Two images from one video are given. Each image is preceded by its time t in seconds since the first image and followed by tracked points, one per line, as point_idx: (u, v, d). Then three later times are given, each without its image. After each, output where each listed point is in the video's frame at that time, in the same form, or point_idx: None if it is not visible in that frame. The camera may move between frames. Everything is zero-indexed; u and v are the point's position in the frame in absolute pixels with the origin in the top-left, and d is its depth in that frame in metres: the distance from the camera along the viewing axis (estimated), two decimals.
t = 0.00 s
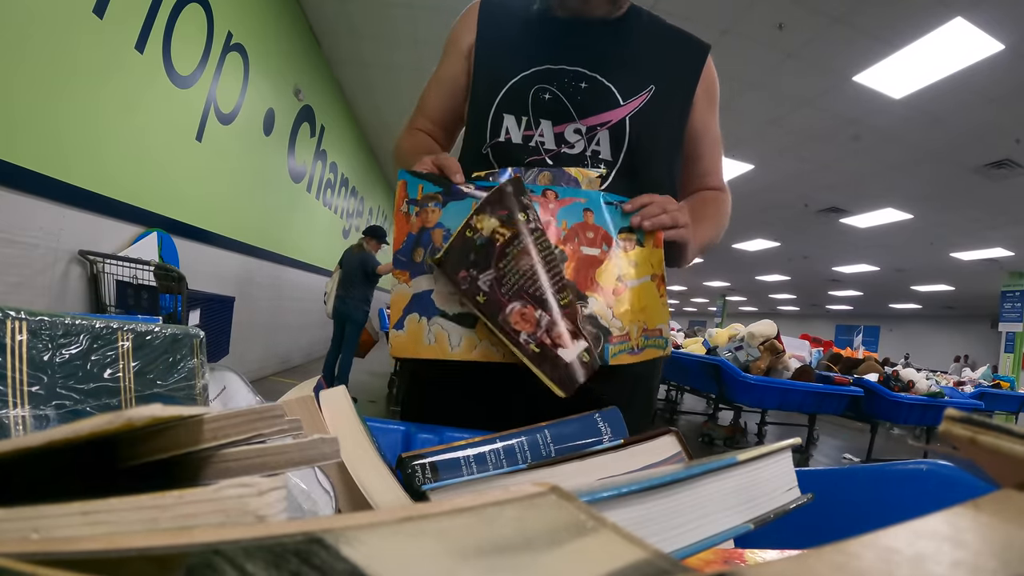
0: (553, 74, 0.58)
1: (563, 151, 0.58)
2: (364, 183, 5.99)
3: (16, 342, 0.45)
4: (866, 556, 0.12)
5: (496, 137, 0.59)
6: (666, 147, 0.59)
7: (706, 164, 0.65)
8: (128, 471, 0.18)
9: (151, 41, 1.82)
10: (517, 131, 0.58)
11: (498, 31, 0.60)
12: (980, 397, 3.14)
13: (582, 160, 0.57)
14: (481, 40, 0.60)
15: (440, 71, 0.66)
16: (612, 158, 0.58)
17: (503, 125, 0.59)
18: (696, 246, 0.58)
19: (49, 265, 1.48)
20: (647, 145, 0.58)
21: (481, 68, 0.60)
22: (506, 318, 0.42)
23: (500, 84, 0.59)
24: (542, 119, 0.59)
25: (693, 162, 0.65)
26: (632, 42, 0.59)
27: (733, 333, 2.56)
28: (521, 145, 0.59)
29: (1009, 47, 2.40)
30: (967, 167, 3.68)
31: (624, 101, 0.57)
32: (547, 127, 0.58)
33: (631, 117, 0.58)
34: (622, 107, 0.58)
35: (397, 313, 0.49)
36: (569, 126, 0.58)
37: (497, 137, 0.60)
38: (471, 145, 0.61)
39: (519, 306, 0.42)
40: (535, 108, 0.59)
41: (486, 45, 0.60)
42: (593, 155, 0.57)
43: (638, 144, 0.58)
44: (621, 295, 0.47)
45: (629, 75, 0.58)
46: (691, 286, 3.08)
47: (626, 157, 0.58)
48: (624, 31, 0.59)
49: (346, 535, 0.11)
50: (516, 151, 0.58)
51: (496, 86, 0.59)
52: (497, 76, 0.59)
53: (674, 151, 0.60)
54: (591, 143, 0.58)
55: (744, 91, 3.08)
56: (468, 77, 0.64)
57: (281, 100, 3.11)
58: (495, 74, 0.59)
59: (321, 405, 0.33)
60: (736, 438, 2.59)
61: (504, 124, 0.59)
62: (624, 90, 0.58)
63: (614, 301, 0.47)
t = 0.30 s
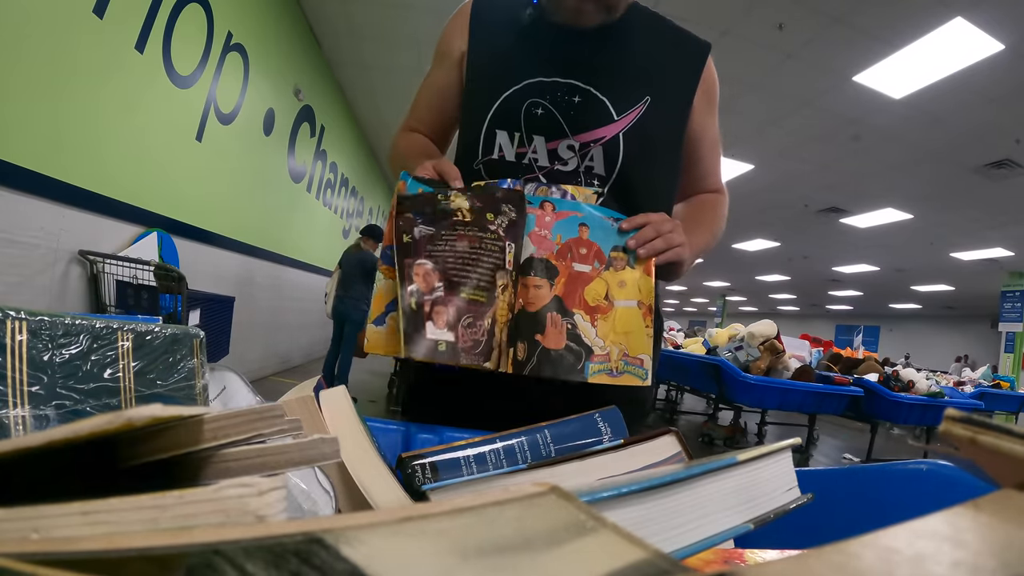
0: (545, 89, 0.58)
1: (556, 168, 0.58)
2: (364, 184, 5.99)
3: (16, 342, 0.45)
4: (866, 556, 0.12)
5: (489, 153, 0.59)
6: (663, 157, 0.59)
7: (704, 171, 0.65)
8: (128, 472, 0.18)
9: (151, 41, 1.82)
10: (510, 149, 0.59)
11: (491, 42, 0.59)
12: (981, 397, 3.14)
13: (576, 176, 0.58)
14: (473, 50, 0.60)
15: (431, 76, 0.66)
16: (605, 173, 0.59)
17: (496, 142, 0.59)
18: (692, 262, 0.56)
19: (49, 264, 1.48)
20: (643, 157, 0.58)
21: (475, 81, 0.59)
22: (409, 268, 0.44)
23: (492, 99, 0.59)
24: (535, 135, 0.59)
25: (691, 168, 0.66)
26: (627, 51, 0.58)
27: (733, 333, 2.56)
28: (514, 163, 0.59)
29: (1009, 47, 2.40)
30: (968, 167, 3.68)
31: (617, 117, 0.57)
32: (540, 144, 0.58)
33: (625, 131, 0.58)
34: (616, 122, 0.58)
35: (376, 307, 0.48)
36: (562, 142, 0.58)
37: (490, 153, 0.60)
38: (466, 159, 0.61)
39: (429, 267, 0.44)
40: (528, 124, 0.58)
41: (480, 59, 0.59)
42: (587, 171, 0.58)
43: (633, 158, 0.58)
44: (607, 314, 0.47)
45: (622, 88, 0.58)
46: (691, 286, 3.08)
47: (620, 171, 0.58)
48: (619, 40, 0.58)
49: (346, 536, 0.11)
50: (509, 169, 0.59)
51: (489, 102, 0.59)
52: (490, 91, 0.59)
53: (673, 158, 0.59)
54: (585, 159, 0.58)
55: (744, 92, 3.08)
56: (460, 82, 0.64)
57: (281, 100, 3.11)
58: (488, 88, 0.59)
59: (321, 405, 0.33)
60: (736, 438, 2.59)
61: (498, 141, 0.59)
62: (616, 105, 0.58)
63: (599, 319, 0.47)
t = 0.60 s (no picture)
0: (545, 98, 0.58)
1: (556, 178, 0.59)
2: (364, 184, 5.99)
3: (16, 342, 0.45)
4: (865, 556, 0.12)
5: (488, 162, 0.60)
6: (663, 162, 0.59)
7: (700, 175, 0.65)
8: (129, 471, 0.18)
9: (151, 41, 1.82)
10: (509, 159, 0.59)
11: (487, 46, 0.59)
12: (981, 397, 3.14)
13: (576, 185, 0.59)
14: (469, 55, 0.59)
15: (426, 75, 0.66)
16: (604, 182, 0.59)
17: (494, 151, 0.59)
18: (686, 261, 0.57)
19: (49, 265, 1.48)
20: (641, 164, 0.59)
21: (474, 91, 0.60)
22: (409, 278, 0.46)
23: (491, 109, 0.59)
24: (535, 145, 0.59)
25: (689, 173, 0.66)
26: (628, 58, 0.57)
27: (733, 333, 2.56)
28: (513, 173, 0.59)
29: (1009, 47, 2.40)
30: (968, 167, 3.68)
31: (618, 126, 0.58)
32: (539, 153, 0.59)
33: (625, 142, 0.58)
34: (616, 132, 0.58)
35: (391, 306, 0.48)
36: (561, 151, 0.59)
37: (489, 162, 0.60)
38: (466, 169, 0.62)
39: (422, 275, 0.45)
40: (527, 133, 0.59)
41: (477, 66, 0.59)
42: (586, 181, 0.59)
43: (632, 168, 0.59)
44: (607, 308, 0.46)
45: (622, 97, 0.58)
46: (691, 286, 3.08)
47: (620, 180, 0.59)
48: (620, 47, 0.57)
49: (346, 536, 0.11)
50: (508, 179, 0.59)
51: (487, 111, 0.60)
52: (488, 101, 0.59)
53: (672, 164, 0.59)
54: (584, 169, 0.58)
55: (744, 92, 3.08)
56: (455, 84, 0.64)
57: (281, 100, 3.11)
58: (487, 98, 0.59)
59: (321, 405, 0.33)
60: (736, 438, 2.59)
61: (496, 151, 0.60)
62: (616, 114, 0.58)
63: (599, 314, 0.47)
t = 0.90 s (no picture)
0: (547, 102, 0.58)
1: (558, 182, 0.59)
2: (364, 184, 6.00)
3: (16, 342, 0.45)
4: (865, 556, 0.12)
5: (488, 165, 0.60)
6: (662, 165, 0.59)
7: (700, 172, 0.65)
8: (128, 471, 0.18)
9: (151, 41, 1.82)
10: (510, 162, 0.59)
11: (489, 49, 0.58)
12: (981, 397, 3.14)
13: (578, 190, 0.59)
14: (471, 57, 0.59)
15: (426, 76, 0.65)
16: (607, 188, 0.59)
17: (496, 153, 0.59)
18: (685, 264, 0.56)
19: (49, 265, 1.47)
20: (642, 167, 0.59)
21: (474, 93, 0.59)
22: (403, 274, 0.46)
23: (492, 113, 0.59)
24: (536, 149, 0.59)
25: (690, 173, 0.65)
26: (629, 64, 0.57)
27: (733, 333, 2.56)
28: (515, 176, 0.59)
29: (1009, 47, 2.39)
30: (968, 167, 3.67)
31: (620, 131, 0.58)
32: (541, 157, 0.59)
33: (627, 147, 0.58)
34: (619, 136, 0.58)
35: (386, 307, 0.47)
36: (563, 155, 0.59)
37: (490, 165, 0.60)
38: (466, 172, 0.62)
39: (418, 272, 0.46)
40: (529, 137, 0.59)
41: (478, 67, 0.59)
42: (589, 186, 0.59)
43: (633, 172, 0.59)
44: (609, 314, 0.46)
45: (624, 102, 0.58)
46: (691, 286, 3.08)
47: (623, 186, 0.59)
48: (622, 52, 0.57)
49: (345, 536, 0.11)
50: (509, 182, 0.59)
51: (489, 115, 0.59)
52: (490, 104, 0.59)
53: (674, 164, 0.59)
54: (586, 174, 0.59)
55: (744, 92, 3.08)
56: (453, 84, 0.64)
57: (281, 100, 3.11)
58: (488, 100, 0.59)
59: (321, 405, 0.33)
60: (736, 438, 2.59)
61: (497, 154, 0.59)
62: (619, 118, 0.58)
63: (601, 320, 0.46)
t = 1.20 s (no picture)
0: (546, 96, 0.57)
1: (551, 178, 0.58)
2: (365, 184, 6.00)
3: (16, 342, 0.45)
4: (865, 556, 0.12)
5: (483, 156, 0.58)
6: (659, 163, 0.59)
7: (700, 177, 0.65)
8: (129, 471, 0.18)
9: (151, 41, 1.82)
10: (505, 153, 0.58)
11: (492, 43, 0.58)
12: (981, 397, 3.14)
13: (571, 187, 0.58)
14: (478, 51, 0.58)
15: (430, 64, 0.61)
16: (598, 187, 0.58)
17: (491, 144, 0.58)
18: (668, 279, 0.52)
19: (49, 265, 1.47)
20: (637, 165, 0.59)
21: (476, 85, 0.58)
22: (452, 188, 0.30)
23: (491, 104, 0.58)
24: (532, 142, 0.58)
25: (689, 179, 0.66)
26: (631, 62, 0.58)
27: (733, 333, 2.56)
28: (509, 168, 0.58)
29: (1009, 47, 2.40)
30: (968, 167, 3.68)
31: (617, 128, 0.58)
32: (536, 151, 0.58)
33: (623, 144, 0.58)
34: (615, 134, 0.58)
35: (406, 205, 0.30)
36: (559, 151, 0.58)
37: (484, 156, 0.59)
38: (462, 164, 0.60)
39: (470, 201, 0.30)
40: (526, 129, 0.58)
41: (482, 59, 0.58)
42: (581, 183, 0.58)
43: (629, 170, 0.58)
44: (578, 313, 0.42)
45: (625, 99, 0.58)
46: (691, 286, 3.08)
47: (617, 184, 0.59)
48: (626, 49, 0.57)
49: (346, 536, 0.11)
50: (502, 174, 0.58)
51: (488, 105, 0.58)
52: (490, 95, 0.58)
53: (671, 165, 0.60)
54: (580, 171, 0.58)
55: (744, 92, 3.09)
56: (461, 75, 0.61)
57: (281, 99, 3.11)
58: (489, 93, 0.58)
59: (321, 405, 0.33)
60: (736, 438, 2.59)
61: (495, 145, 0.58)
62: (617, 116, 0.58)
63: (568, 318, 0.42)
